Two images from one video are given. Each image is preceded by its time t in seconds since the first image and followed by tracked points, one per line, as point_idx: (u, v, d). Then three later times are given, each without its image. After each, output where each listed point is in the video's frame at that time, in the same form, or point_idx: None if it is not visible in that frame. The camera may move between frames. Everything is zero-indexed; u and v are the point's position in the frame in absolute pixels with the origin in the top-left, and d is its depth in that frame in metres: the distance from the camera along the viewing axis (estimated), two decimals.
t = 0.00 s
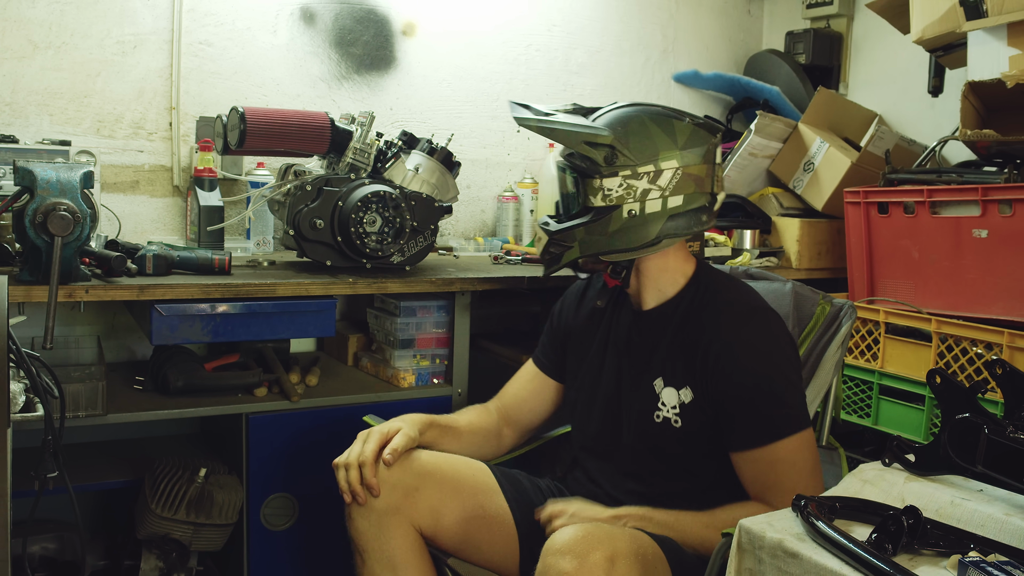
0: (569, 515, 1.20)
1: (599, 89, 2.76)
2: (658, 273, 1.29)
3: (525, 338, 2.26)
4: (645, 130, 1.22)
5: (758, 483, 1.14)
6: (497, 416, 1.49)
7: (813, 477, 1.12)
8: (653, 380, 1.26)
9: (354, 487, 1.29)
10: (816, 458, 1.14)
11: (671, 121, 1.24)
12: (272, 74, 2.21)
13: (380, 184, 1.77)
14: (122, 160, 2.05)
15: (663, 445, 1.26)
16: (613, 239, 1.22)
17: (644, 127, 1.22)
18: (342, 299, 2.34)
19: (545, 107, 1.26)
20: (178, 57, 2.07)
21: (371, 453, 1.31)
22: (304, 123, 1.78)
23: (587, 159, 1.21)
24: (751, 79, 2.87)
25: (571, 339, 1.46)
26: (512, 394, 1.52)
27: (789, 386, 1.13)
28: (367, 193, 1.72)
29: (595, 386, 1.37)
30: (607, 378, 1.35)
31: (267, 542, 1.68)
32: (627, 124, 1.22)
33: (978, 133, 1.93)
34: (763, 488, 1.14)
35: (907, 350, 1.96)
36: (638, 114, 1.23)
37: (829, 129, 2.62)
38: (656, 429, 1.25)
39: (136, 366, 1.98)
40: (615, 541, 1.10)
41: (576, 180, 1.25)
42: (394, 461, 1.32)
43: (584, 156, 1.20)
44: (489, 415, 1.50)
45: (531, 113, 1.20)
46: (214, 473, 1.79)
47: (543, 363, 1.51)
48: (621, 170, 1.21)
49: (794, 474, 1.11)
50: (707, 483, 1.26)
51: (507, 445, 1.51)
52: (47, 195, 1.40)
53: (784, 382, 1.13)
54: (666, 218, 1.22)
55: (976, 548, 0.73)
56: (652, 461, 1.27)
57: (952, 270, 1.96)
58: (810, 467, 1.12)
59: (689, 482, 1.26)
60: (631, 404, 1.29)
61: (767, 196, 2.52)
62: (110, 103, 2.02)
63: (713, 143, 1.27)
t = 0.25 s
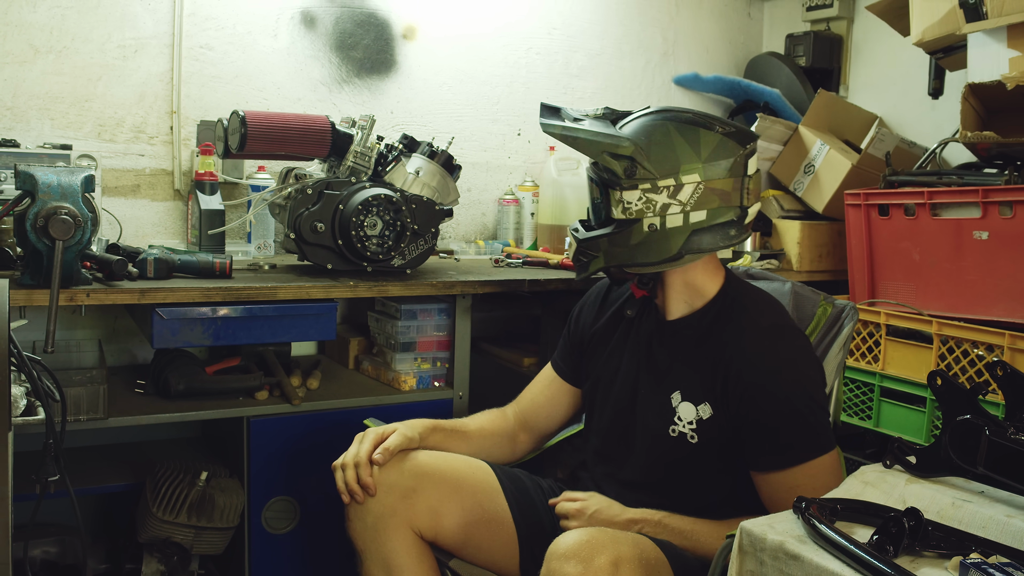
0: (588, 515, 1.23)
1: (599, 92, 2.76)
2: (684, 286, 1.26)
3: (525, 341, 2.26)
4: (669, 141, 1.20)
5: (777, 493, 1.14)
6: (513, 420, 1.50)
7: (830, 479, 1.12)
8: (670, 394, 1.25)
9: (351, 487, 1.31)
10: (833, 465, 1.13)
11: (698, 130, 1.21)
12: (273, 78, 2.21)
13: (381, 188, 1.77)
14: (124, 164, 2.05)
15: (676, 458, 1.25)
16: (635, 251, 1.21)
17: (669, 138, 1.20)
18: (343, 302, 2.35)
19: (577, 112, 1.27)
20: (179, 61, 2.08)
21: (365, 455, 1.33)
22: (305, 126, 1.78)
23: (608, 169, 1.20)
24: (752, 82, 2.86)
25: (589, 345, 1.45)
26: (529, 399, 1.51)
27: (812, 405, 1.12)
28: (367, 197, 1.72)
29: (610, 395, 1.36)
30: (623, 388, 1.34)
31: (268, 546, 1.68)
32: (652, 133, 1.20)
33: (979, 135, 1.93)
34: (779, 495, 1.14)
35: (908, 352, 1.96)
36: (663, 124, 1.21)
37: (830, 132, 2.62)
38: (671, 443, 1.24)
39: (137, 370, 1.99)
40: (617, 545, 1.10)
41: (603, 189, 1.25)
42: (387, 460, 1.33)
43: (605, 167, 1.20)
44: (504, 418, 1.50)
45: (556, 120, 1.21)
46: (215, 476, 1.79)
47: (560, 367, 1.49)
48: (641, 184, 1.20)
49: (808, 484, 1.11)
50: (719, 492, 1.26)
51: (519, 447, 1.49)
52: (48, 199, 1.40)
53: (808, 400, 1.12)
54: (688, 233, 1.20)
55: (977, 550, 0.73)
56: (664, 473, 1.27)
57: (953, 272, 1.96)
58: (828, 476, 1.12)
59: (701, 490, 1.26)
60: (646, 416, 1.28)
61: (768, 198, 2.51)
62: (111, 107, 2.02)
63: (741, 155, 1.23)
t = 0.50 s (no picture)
0: (588, 512, 1.22)
1: (598, 90, 2.76)
2: (685, 290, 1.27)
3: (525, 339, 2.26)
4: (651, 158, 1.16)
5: (773, 493, 1.14)
6: (517, 420, 1.50)
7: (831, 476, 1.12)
8: (669, 397, 1.25)
9: (349, 484, 1.31)
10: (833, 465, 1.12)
11: (682, 145, 1.17)
12: (271, 76, 2.21)
13: (380, 186, 1.77)
14: (122, 163, 2.05)
15: (674, 462, 1.25)
16: (623, 266, 1.21)
17: (650, 154, 1.16)
18: (342, 300, 2.35)
19: (570, 121, 1.24)
20: (177, 59, 2.07)
21: (365, 451, 1.35)
22: (303, 124, 1.78)
23: (592, 185, 1.18)
24: (749, 80, 2.89)
25: (588, 345, 1.45)
26: (533, 398, 1.52)
27: (811, 408, 1.12)
28: (366, 195, 1.72)
29: (609, 396, 1.36)
30: (623, 389, 1.34)
31: (267, 544, 1.68)
32: (635, 149, 1.17)
33: (977, 132, 1.93)
34: (776, 493, 1.13)
35: (906, 349, 1.96)
36: (646, 139, 1.17)
37: (828, 129, 2.62)
38: (669, 447, 1.25)
39: (136, 369, 1.98)
40: (617, 542, 1.10)
41: (594, 201, 1.24)
42: (383, 458, 1.34)
43: (589, 183, 1.19)
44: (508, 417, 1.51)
45: (545, 131, 1.19)
46: (214, 475, 1.79)
47: (561, 365, 1.49)
48: (623, 202, 1.18)
49: (804, 484, 1.11)
50: (718, 491, 1.26)
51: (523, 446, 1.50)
52: (46, 198, 1.40)
53: (807, 404, 1.12)
54: (674, 250, 1.18)
55: (976, 547, 0.73)
56: (661, 474, 1.27)
57: (952, 269, 1.96)
58: (828, 477, 1.11)
59: (699, 491, 1.26)
60: (644, 418, 1.28)
61: (766, 196, 2.50)
62: (109, 105, 2.02)
63: (730, 167, 1.19)
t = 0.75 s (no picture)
0: (589, 511, 1.22)
1: (599, 88, 2.76)
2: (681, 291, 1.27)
3: (525, 338, 2.26)
4: (646, 161, 1.16)
5: (774, 493, 1.13)
6: (515, 421, 1.51)
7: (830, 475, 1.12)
8: (667, 400, 1.25)
9: (349, 483, 1.32)
10: (832, 464, 1.13)
11: (676, 145, 1.17)
12: (272, 74, 2.21)
13: (381, 184, 1.77)
14: (123, 161, 2.05)
15: (673, 464, 1.25)
16: (623, 272, 1.20)
17: (645, 157, 1.16)
18: (343, 298, 2.35)
19: (554, 128, 1.21)
20: (177, 57, 2.07)
21: (365, 451, 1.34)
22: (304, 122, 1.77)
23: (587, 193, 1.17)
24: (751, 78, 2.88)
25: (584, 346, 1.45)
26: (531, 398, 1.51)
27: (806, 408, 1.11)
28: (367, 193, 1.72)
29: (607, 398, 1.36)
30: (620, 392, 1.34)
31: (268, 542, 1.68)
32: (628, 153, 1.16)
33: (979, 130, 1.93)
34: (776, 494, 1.13)
35: (907, 348, 1.96)
36: (638, 142, 1.17)
37: (829, 127, 2.61)
38: (667, 449, 1.25)
39: (137, 367, 1.98)
40: (619, 541, 1.10)
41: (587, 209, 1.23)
42: (383, 457, 1.34)
43: (583, 190, 1.17)
44: (507, 418, 1.51)
45: (532, 141, 1.16)
46: (215, 473, 1.80)
47: (558, 367, 1.50)
48: (621, 207, 1.17)
49: (804, 484, 1.11)
50: (718, 491, 1.26)
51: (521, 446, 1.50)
52: (47, 196, 1.40)
53: (803, 404, 1.12)
54: (676, 252, 1.18)
55: (977, 546, 0.73)
56: (660, 476, 1.27)
57: (953, 268, 1.96)
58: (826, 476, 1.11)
59: (699, 492, 1.26)
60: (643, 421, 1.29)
61: (767, 194, 2.50)
62: (109, 104, 2.02)
63: (726, 165, 1.19)
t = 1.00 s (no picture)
0: (591, 509, 1.22)
1: (599, 86, 2.76)
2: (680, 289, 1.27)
3: (526, 336, 2.26)
4: (642, 160, 1.16)
5: (776, 491, 1.13)
6: (516, 420, 1.51)
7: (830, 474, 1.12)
8: (667, 398, 1.26)
9: (350, 481, 1.32)
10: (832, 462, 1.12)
11: (671, 144, 1.17)
12: (272, 73, 2.21)
13: (381, 183, 1.77)
14: (123, 160, 2.05)
15: (673, 462, 1.25)
16: (621, 271, 1.19)
17: (640, 156, 1.16)
18: (343, 297, 2.35)
19: (551, 129, 1.22)
20: (178, 56, 2.07)
21: (364, 450, 1.34)
22: (304, 121, 1.77)
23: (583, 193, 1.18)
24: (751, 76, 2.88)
25: (584, 344, 1.45)
26: (531, 396, 1.51)
27: (806, 406, 1.12)
28: (367, 192, 1.72)
29: (607, 397, 1.36)
30: (620, 390, 1.34)
31: (269, 540, 1.68)
32: (624, 152, 1.17)
33: (979, 128, 1.93)
34: (777, 492, 1.13)
35: (908, 346, 1.96)
36: (634, 141, 1.17)
37: (829, 125, 2.61)
38: (668, 447, 1.25)
39: (137, 366, 1.98)
40: (620, 539, 1.10)
41: (584, 209, 1.23)
42: (384, 455, 1.34)
43: (579, 190, 1.18)
44: (508, 417, 1.51)
45: (527, 143, 1.17)
46: (216, 472, 1.80)
47: (558, 365, 1.50)
48: (617, 207, 1.17)
49: (804, 481, 1.11)
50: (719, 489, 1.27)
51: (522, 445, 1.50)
52: (47, 195, 1.40)
53: (804, 402, 1.12)
54: (673, 251, 1.17)
55: (977, 544, 0.73)
56: (659, 474, 1.27)
57: (954, 265, 1.96)
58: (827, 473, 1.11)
59: (699, 490, 1.26)
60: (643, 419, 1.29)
61: (768, 192, 2.52)
62: (110, 102, 2.02)
63: (721, 163, 1.19)
